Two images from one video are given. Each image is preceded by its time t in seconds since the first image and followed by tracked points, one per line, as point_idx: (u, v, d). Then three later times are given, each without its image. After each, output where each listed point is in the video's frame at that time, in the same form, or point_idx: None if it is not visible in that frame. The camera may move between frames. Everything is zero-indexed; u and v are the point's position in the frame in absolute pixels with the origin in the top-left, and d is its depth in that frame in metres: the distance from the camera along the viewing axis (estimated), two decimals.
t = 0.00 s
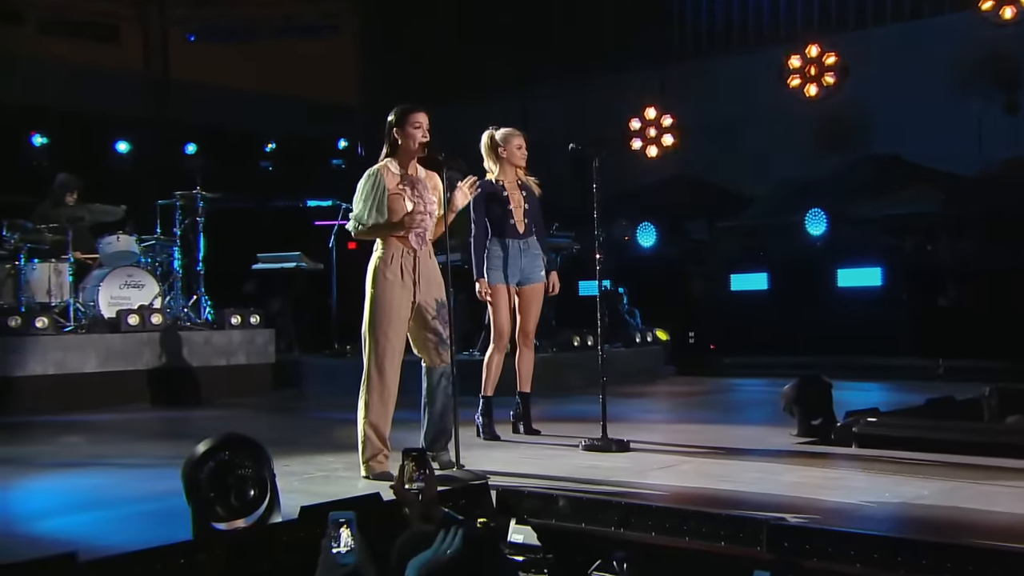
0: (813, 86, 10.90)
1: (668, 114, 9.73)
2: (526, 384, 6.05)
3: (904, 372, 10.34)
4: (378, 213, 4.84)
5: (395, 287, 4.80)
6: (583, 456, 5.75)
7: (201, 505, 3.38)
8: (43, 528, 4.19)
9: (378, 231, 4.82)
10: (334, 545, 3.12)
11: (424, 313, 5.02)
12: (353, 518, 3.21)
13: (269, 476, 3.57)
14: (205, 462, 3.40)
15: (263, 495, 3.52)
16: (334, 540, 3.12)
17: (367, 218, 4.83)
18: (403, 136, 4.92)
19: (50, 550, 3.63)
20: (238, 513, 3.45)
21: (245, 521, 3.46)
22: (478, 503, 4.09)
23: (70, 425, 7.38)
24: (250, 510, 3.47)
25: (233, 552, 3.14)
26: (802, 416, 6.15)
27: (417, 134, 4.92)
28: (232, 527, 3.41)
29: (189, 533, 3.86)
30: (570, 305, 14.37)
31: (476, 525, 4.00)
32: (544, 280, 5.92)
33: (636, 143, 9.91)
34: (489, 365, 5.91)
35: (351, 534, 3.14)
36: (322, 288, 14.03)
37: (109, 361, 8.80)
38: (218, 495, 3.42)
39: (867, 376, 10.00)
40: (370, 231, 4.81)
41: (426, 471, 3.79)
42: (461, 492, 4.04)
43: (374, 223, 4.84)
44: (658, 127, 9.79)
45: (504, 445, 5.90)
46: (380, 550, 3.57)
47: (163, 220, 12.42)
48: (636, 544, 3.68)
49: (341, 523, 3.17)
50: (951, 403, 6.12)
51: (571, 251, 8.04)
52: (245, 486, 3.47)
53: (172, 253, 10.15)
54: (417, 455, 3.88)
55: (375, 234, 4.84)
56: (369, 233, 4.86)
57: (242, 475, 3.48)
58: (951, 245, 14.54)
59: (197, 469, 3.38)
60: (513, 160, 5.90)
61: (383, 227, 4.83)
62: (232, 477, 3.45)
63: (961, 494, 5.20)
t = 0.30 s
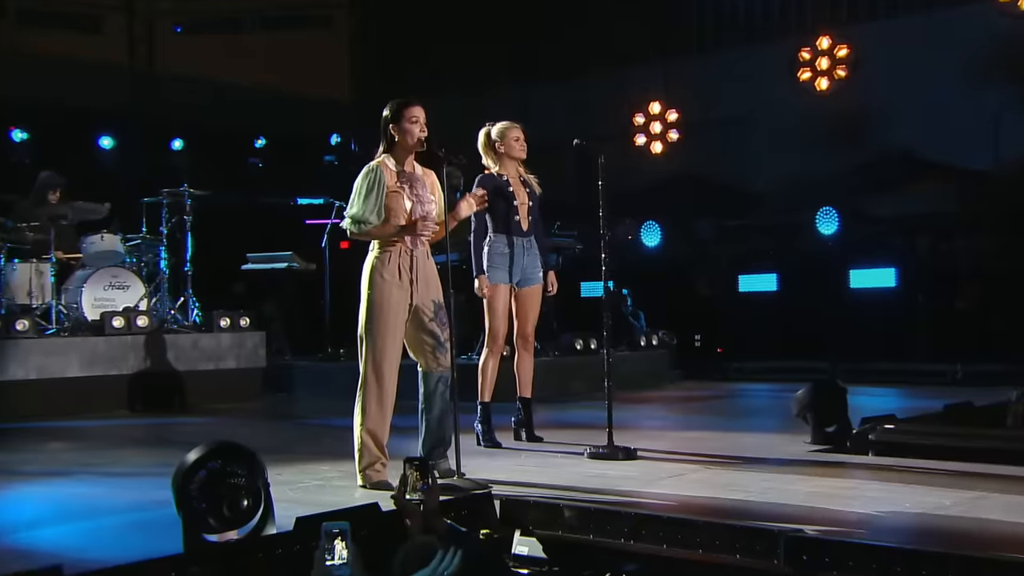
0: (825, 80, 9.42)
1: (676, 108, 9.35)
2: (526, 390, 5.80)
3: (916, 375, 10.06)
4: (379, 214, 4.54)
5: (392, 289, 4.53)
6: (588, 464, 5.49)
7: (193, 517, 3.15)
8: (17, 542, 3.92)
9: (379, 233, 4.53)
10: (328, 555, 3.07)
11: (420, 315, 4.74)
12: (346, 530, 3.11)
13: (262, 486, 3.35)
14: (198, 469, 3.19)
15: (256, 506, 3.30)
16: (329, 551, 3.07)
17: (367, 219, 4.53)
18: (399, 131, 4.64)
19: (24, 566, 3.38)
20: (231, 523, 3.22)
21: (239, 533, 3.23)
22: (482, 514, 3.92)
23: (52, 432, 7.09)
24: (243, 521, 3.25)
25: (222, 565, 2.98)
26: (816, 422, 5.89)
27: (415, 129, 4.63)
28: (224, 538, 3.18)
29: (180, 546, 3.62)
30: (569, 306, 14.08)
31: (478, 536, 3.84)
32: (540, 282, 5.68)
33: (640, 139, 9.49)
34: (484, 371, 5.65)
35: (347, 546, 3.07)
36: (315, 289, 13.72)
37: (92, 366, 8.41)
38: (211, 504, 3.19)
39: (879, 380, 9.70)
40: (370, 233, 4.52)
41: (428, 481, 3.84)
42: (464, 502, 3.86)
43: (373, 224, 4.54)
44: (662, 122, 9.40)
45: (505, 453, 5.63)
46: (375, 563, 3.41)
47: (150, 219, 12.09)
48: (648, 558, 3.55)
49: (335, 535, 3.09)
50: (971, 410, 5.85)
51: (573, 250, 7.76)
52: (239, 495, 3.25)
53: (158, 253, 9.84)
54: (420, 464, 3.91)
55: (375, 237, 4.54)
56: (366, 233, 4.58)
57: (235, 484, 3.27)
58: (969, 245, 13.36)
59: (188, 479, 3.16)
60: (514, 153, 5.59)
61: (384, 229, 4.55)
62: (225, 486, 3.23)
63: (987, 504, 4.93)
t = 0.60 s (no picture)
0: (837, 72, 9.70)
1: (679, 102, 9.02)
2: (529, 395, 5.53)
3: (928, 379, 9.76)
4: (379, 214, 4.31)
5: (391, 291, 4.28)
6: (594, 473, 5.26)
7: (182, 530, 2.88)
8: None
9: (380, 234, 4.28)
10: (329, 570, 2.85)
11: (418, 318, 4.48)
12: (349, 540, 2.90)
13: (258, 495, 3.06)
14: (187, 478, 2.92)
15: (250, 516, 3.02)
16: (329, 564, 2.86)
17: (367, 220, 4.29)
18: (398, 127, 4.40)
19: None
20: (224, 536, 2.95)
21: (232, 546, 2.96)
22: (485, 524, 3.63)
23: (35, 439, 6.82)
24: (237, 533, 2.97)
25: None
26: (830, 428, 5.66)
27: (414, 124, 4.39)
28: (215, 552, 2.91)
29: (169, 558, 3.39)
30: (567, 307, 13.80)
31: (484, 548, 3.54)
32: (543, 284, 5.47)
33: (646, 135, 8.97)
34: (485, 375, 5.40)
35: (349, 559, 2.86)
36: (308, 289, 13.40)
37: (77, 369, 8.13)
38: (202, 515, 2.93)
39: (892, 385, 9.39)
40: (371, 235, 4.28)
41: (431, 492, 3.55)
42: (467, 512, 3.55)
43: (374, 225, 4.30)
44: (668, 118, 9.06)
45: (507, 461, 5.40)
46: None
47: (137, 217, 11.80)
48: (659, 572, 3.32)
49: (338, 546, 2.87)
50: (992, 417, 5.63)
51: (577, 250, 7.49)
52: (232, 506, 2.97)
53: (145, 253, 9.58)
54: (422, 472, 3.61)
55: (376, 238, 4.30)
56: (368, 236, 4.32)
57: (228, 493, 2.99)
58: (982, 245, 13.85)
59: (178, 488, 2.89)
60: (516, 149, 5.38)
61: (384, 230, 4.30)
62: (217, 495, 2.96)
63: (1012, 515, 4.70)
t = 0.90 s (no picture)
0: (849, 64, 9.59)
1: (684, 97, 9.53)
2: (534, 400, 5.30)
3: (939, 382, 9.46)
4: (378, 212, 4.10)
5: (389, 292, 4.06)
6: (600, 481, 5.02)
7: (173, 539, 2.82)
8: None
9: (378, 234, 4.06)
10: None
11: (418, 319, 4.24)
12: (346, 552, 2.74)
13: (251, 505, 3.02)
14: (178, 488, 2.86)
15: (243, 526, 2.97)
16: None
17: (365, 219, 4.07)
18: (395, 121, 4.15)
19: None
20: (217, 546, 2.90)
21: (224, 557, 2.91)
22: (489, 535, 3.44)
23: (15, 446, 6.55)
24: (229, 544, 2.92)
25: None
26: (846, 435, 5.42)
27: (413, 118, 4.15)
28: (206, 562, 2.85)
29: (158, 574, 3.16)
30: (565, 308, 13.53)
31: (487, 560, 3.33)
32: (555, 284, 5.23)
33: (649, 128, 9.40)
34: (495, 379, 5.21)
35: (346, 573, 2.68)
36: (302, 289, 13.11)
37: (60, 374, 7.70)
38: (193, 526, 2.87)
39: (905, 389, 9.11)
40: (369, 234, 4.05)
41: (433, 502, 3.25)
42: (470, 522, 3.36)
43: (372, 223, 4.08)
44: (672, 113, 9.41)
45: (510, 469, 5.16)
46: None
47: (123, 215, 11.49)
48: None
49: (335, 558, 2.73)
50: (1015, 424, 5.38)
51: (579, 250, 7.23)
52: (225, 515, 2.93)
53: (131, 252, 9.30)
54: (425, 480, 3.32)
55: (375, 238, 4.07)
56: (365, 236, 4.09)
57: (222, 503, 2.94)
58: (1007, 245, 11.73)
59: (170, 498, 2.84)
60: (518, 148, 5.13)
61: (383, 229, 4.07)
62: (209, 505, 2.90)
63: None
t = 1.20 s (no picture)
0: (862, 59, 9.27)
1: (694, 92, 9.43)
2: (537, 408, 5.08)
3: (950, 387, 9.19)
4: (376, 212, 3.87)
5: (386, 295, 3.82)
6: (606, 491, 4.78)
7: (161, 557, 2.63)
8: None
9: (377, 234, 3.83)
10: None
11: (418, 323, 4.00)
12: (340, 563, 2.57)
13: (246, 515, 2.79)
14: (169, 500, 2.65)
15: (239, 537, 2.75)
16: None
17: (363, 218, 3.84)
18: (394, 118, 3.93)
19: None
20: (210, 562, 2.70)
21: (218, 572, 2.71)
22: (493, 548, 3.20)
23: None
24: (223, 559, 2.72)
25: None
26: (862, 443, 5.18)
27: (413, 114, 3.92)
28: None
29: None
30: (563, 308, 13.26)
31: None
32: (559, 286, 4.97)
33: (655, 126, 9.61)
34: (506, 385, 4.99)
35: None
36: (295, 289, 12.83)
37: (42, 380, 7.34)
38: (186, 539, 2.68)
39: (917, 394, 8.83)
40: (367, 234, 3.83)
41: (439, 514, 2.90)
42: (473, 534, 3.15)
43: (370, 223, 3.85)
44: (679, 109, 9.50)
45: (514, 479, 4.93)
46: None
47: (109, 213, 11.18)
48: None
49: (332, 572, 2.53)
50: None
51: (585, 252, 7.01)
52: (218, 528, 2.71)
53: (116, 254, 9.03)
54: (427, 490, 2.96)
55: (373, 238, 3.85)
56: (364, 238, 3.87)
57: (214, 515, 2.72)
58: None
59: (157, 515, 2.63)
60: (522, 146, 4.91)
61: (381, 230, 3.84)
62: (201, 518, 2.69)
63: None
